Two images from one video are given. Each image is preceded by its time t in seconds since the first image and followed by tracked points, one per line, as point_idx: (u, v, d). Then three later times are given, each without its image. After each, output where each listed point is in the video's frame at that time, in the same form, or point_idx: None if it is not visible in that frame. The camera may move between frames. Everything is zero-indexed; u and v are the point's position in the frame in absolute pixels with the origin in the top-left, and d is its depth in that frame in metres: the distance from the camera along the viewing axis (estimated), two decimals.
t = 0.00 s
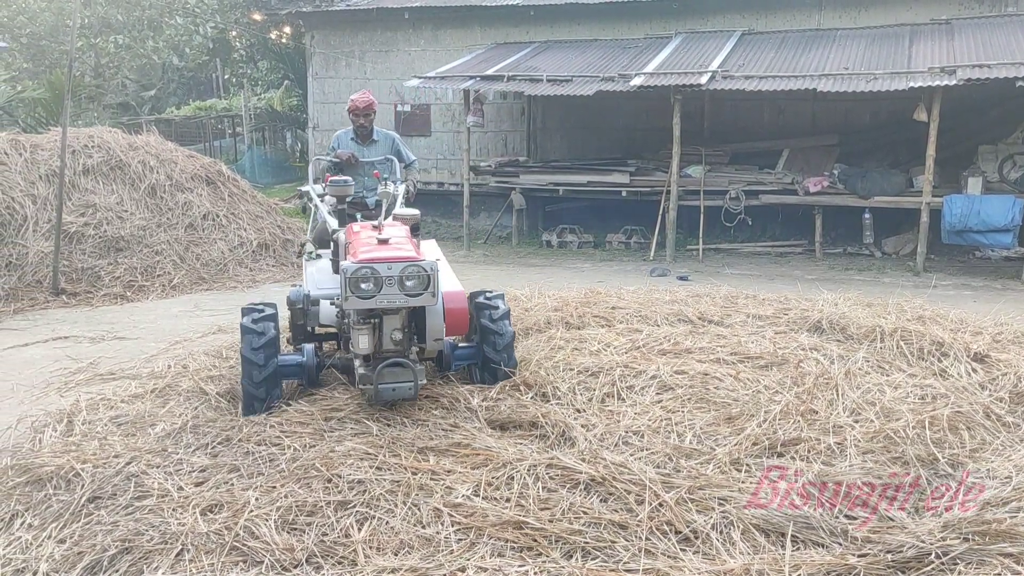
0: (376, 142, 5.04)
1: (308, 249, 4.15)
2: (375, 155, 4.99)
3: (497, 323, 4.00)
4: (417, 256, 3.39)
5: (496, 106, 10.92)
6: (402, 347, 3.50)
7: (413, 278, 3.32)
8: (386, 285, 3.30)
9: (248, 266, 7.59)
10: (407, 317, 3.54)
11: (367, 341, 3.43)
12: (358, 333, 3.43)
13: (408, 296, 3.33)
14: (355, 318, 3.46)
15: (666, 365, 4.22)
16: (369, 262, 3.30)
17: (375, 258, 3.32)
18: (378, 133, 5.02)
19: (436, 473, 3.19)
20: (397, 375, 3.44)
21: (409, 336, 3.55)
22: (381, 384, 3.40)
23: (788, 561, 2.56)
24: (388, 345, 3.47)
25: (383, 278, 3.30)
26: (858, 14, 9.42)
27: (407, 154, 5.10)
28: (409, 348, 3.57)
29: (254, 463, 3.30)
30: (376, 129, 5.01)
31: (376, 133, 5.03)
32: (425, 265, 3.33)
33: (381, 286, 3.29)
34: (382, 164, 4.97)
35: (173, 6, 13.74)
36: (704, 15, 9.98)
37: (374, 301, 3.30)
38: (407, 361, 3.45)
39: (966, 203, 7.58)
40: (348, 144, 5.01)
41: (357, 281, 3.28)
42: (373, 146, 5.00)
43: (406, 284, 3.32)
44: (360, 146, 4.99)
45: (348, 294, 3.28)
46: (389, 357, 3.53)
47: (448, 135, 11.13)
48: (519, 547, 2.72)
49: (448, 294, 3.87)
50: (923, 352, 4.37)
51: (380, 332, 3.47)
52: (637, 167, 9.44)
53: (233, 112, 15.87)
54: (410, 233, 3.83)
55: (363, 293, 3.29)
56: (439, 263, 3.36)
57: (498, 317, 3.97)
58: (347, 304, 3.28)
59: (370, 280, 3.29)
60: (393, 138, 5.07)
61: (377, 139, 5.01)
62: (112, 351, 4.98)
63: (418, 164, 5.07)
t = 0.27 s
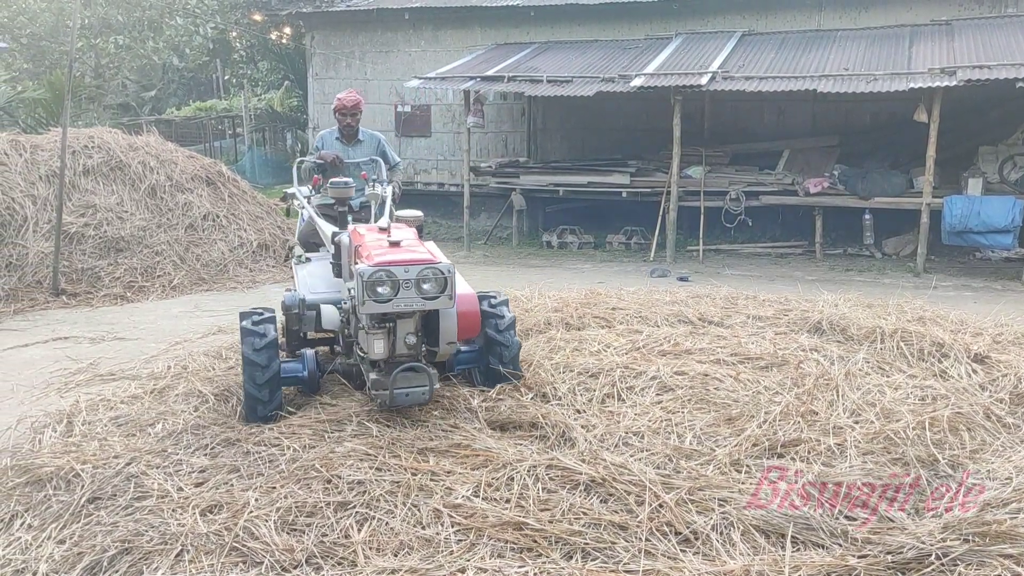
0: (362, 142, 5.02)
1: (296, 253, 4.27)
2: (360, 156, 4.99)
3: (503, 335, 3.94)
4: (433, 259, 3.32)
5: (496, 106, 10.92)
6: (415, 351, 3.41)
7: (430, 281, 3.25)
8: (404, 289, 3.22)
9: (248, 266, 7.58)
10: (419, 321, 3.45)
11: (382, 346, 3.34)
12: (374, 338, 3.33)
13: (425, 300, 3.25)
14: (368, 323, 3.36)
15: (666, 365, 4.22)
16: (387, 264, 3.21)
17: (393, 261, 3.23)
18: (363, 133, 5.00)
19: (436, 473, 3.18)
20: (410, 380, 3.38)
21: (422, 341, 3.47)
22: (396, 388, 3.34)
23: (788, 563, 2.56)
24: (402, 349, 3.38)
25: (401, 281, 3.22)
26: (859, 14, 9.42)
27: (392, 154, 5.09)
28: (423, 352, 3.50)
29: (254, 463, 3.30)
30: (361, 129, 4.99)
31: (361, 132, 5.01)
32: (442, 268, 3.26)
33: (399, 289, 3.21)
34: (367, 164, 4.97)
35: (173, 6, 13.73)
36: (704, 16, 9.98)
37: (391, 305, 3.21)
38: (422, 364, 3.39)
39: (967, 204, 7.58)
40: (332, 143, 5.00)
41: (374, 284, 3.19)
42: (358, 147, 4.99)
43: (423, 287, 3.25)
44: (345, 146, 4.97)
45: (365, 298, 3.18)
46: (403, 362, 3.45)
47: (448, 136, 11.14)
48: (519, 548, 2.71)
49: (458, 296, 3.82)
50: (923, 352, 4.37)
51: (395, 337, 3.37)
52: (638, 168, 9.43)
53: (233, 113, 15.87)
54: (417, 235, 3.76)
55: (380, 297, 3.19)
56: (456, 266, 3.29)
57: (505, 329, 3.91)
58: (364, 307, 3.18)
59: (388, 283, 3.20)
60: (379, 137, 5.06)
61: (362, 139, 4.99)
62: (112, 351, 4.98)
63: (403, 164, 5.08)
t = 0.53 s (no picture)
0: (348, 141, 4.95)
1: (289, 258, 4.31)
2: (346, 157, 4.93)
3: (511, 347, 3.90)
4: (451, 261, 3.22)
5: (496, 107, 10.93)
6: (430, 355, 3.29)
7: (450, 283, 3.15)
8: (423, 292, 3.12)
9: (249, 267, 7.59)
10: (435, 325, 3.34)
11: (400, 350, 3.21)
12: (392, 343, 3.20)
13: (445, 303, 3.16)
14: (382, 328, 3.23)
15: (666, 366, 4.22)
16: (406, 267, 3.10)
17: (412, 263, 3.12)
18: (350, 134, 4.93)
19: (436, 474, 3.18)
20: (426, 384, 3.31)
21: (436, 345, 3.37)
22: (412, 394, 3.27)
23: (788, 564, 2.56)
24: (417, 353, 3.26)
25: (420, 284, 3.12)
26: (859, 15, 9.42)
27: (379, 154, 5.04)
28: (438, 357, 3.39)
29: (255, 463, 3.30)
30: (348, 129, 4.92)
31: (348, 132, 4.94)
32: (462, 270, 3.17)
33: (419, 292, 3.10)
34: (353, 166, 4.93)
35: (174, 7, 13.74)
36: (705, 17, 9.99)
37: (411, 309, 3.10)
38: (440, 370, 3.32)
39: (967, 205, 7.58)
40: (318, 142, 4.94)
41: (393, 288, 3.08)
42: (344, 147, 4.93)
43: (443, 290, 3.15)
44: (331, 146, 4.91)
45: (384, 302, 3.07)
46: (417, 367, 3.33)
47: (449, 136, 11.14)
48: (519, 549, 2.72)
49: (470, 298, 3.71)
50: (923, 353, 4.37)
51: (411, 341, 3.25)
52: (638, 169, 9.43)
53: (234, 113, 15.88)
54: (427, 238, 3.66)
55: (400, 300, 3.09)
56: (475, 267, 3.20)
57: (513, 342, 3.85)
58: (383, 312, 3.07)
59: (407, 286, 3.10)
60: (366, 137, 4.99)
61: (348, 139, 4.93)
62: (113, 352, 4.99)
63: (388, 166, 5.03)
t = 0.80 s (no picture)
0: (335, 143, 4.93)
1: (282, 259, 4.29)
2: (334, 159, 4.92)
3: (520, 363, 3.91)
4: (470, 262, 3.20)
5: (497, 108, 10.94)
6: (446, 359, 3.25)
7: (469, 285, 3.13)
8: (443, 293, 3.10)
9: (249, 267, 7.59)
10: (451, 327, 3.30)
11: (417, 353, 3.17)
12: (409, 347, 3.16)
13: (464, 305, 3.13)
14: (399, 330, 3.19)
15: (666, 367, 4.22)
16: (425, 268, 3.08)
17: (431, 265, 3.10)
18: (337, 135, 4.91)
19: (436, 476, 3.18)
20: (441, 387, 3.27)
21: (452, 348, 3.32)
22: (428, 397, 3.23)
23: (788, 565, 2.56)
24: (434, 355, 3.22)
25: (440, 285, 3.09)
26: (859, 16, 9.43)
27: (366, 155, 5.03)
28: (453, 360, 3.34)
29: (255, 464, 3.30)
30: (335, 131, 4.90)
31: (335, 134, 4.92)
32: (481, 271, 3.15)
33: (439, 294, 3.08)
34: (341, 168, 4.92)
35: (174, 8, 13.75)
36: (705, 18, 9.99)
37: (431, 310, 3.08)
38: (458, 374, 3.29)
39: (967, 207, 7.58)
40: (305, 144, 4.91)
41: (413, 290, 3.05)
42: (332, 149, 4.91)
43: (463, 291, 3.13)
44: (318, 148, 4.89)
45: (404, 304, 3.04)
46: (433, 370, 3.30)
47: (449, 137, 11.14)
48: (519, 550, 2.71)
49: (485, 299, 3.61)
50: (923, 355, 4.36)
51: (428, 343, 3.20)
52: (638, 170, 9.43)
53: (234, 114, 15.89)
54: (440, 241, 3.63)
55: (419, 302, 3.06)
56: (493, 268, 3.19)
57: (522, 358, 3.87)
58: (403, 314, 3.04)
59: (427, 288, 3.07)
60: (353, 138, 4.98)
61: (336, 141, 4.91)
62: (113, 353, 4.99)
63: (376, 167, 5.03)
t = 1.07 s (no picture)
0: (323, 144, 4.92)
1: (275, 263, 4.28)
2: (322, 160, 4.90)
3: (527, 377, 3.88)
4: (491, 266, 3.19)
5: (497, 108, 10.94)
6: (464, 365, 3.24)
7: (491, 289, 3.12)
8: (465, 299, 3.09)
9: (249, 268, 7.59)
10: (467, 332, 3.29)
11: (437, 361, 3.17)
12: (429, 355, 3.15)
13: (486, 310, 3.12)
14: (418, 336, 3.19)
15: (666, 368, 4.22)
16: (446, 273, 3.07)
17: (452, 270, 3.09)
18: (325, 136, 4.90)
19: (436, 476, 3.18)
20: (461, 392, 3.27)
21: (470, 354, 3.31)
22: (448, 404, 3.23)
23: (787, 565, 2.56)
24: (452, 362, 3.21)
25: (462, 291, 3.08)
26: (860, 17, 9.43)
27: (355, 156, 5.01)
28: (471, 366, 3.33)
29: (255, 465, 3.30)
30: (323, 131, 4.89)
31: (323, 135, 4.90)
32: (503, 275, 3.14)
33: (461, 299, 3.07)
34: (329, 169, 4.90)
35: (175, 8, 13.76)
36: (705, 18, 10.00)
37: (453, 316, 3.07)
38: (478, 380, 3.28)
39: (968, 208, 7.57)
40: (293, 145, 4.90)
41: (435, 296, 3.04)
42: (320, 150, 4.90)
43: (484, 296, 3.11)
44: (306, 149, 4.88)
45: (426, 310, 3.03)
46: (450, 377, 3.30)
47: (449, 138, 11.15)
48: (518, 551, 2.71)
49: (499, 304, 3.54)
50: (923, 355, 4.36)
51: (447, 351, 3.20)
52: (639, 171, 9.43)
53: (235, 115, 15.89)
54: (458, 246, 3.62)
55: (442, 308, 3.05)
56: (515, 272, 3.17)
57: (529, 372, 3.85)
58: (425, 320, 3.03)
59: (449, 294, 3.07)
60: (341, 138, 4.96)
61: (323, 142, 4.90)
62: (113, 353, 4.99)
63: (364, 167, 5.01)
